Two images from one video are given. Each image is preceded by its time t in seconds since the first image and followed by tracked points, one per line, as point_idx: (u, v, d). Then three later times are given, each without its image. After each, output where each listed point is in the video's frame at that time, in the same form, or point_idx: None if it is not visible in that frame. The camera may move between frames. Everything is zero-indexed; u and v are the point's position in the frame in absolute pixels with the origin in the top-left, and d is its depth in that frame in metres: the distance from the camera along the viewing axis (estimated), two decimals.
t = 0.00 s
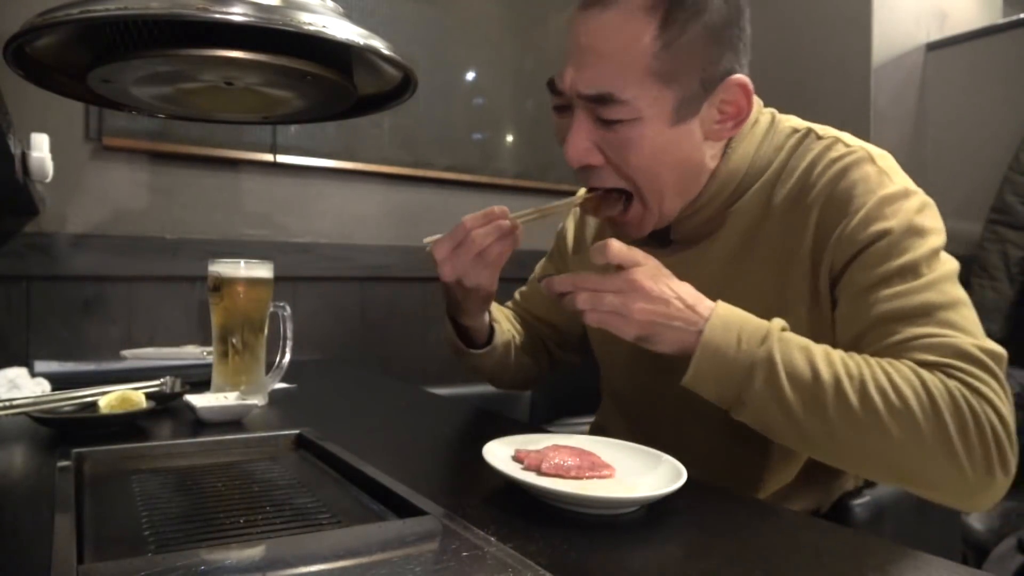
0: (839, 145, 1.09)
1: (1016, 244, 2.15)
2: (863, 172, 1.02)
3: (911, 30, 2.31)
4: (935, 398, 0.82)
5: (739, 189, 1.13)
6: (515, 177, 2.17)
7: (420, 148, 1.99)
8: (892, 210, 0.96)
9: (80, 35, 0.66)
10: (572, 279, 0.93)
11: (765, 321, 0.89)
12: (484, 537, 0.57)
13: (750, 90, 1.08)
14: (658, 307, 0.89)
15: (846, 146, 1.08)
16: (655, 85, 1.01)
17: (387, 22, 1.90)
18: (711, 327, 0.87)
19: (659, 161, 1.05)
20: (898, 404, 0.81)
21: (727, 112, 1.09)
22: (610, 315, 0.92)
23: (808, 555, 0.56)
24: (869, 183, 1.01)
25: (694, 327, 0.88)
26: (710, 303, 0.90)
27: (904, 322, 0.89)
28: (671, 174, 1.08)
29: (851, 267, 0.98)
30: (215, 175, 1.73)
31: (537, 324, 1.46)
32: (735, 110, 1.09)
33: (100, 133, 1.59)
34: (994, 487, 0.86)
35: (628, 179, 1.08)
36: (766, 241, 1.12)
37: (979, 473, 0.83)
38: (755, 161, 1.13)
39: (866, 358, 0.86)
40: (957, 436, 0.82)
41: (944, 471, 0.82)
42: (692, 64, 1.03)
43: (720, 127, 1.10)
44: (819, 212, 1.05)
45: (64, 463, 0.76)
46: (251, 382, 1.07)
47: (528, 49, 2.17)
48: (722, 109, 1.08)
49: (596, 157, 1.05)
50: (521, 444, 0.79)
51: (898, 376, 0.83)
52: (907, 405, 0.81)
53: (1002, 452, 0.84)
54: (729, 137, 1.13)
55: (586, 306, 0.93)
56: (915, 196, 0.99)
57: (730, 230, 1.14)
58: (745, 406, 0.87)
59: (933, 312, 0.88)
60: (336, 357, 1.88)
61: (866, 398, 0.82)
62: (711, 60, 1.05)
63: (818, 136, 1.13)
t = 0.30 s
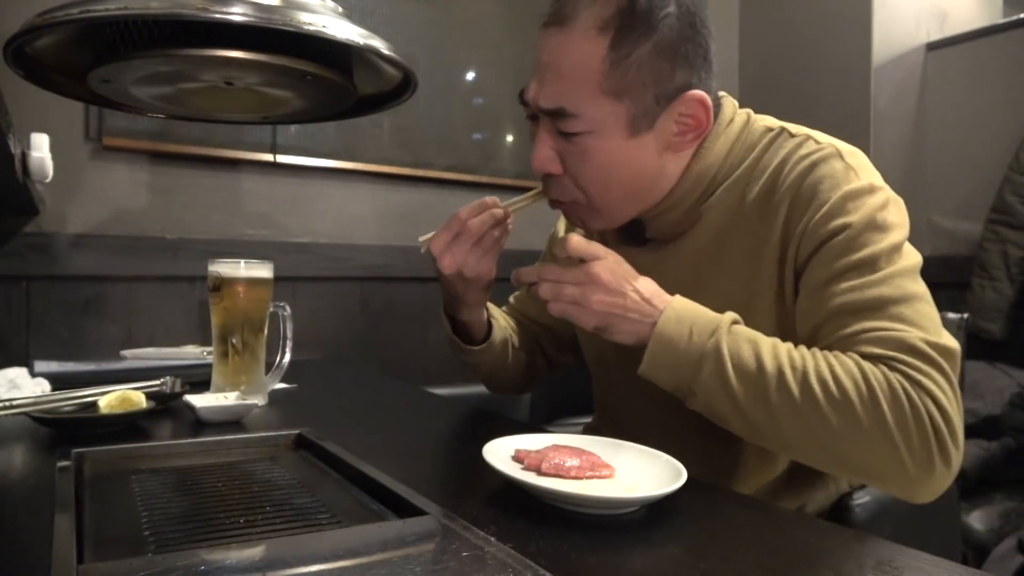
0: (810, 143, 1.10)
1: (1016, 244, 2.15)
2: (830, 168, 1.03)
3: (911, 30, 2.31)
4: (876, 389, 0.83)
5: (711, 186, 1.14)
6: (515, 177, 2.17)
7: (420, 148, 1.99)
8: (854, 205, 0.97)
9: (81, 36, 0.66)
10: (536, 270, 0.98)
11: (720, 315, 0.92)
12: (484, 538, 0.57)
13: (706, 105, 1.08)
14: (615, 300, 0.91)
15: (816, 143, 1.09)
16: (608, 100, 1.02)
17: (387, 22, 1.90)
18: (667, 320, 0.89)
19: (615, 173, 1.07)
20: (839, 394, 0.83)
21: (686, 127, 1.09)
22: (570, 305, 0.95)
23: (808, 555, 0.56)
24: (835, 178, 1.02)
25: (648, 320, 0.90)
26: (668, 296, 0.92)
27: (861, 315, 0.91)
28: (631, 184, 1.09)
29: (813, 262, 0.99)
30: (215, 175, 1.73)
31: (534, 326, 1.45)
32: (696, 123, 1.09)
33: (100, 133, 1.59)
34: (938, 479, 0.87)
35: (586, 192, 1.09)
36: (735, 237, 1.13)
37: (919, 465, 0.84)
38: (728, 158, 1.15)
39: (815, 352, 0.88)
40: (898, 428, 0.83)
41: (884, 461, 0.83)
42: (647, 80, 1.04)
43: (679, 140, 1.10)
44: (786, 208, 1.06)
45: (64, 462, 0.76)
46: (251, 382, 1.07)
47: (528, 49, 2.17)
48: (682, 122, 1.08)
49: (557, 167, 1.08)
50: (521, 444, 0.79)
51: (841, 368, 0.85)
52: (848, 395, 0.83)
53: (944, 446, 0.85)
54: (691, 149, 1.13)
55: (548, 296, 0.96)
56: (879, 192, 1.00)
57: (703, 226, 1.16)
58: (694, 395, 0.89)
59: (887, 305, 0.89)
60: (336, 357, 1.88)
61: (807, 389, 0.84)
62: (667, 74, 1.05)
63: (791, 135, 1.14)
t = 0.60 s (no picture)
0: (798, 142, 1.10)
1: (1016, 244, 2.15)
2: (818, 167, 1.03)
3: (911, 30, 2.31)
4: (850, 393, 0.83)
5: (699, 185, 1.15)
6: (516, 177, 2.17)
7: (420, 148, 1.99)
8: (839, 204, 0.97)
9: (81, 36, 0.66)
10: (510, 284, 0.96)
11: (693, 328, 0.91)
12: (484, 537, 0.57)
13: (699, 92, 1.09)
14: (589, 315, 0.90)
15: (805, 142, 1.10)
16: (602, 94, 1.03)
17: (387, 22, 1.90)
18: (638, 333, 0.89)
19: (613, 165, 1.07)
20: (813, 401, 0.83)
21: (680, 115, 1.11)
22: (542, 320, 0.93)
23: (808, 555, 0.56)
24: (821, 177, 1.02)
25: (622, 335, 0.89)
26: (639, 311, 0.92)
27: (842, 316, 0.91)
28: (628, 176, 1.10)
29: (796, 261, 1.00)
30: (215, 175, 1.72)
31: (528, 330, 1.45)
32: (689, 111, 1.11)
33: (100, 133, 1.59)
34: (910, 479, 0.87)
35: (584, 188, 1.09)
36: (720, 236, 1.13)
37: (894, 466, 0.85)
38: (717, 156, 1.15)
39: (791, 360, 0.88)
40: (871, 432, 0.83)
41: (857, 463, 0.84)
42: (640, 71, 1.04)
43: (673, 128, 1.11)
44: (771, 208, 1.06)
45: (64, 463, 0.76)
46: (251, 382, 1.07)
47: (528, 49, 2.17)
48: (675, 111, 1.10)
49: (556, 163, 1.08)
50: (521, 444, 0.79)
51: (814, 375, 0.84)
52: (821, 402, 0.83)
53: (917, 446, 0.85)
54: (686, 137, 1.14)
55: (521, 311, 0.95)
56: (864, 191, 1.00)
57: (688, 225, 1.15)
58: (671, 407, 0.88)
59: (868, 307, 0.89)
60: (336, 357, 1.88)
61: (781, 397, 0.84)
62: (658, 66, 1.06)
63: (781, 133, 1.14)
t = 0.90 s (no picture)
0: (797, 146, 1.11)
1: (1016, 244, 2.15)
2: (814, 171, 1.04)
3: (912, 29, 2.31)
4: (839, 402, 0.83)
5: (699, 188, 1.15)
6: (516, 177, 2.17)
7: (420, 148, 1.99)
8: (833, 207, 0.98)
9: (81, 36, 0.66)
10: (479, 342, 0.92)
11: (668, 366, 0.89)
12: (484, 538, 0.57)
13: (699, 91, 1.09)
14: (564, 369, 0.87)
15: (804, 147, 1.10)
16: (605, 98, 1.02)
17: (387, 22, 1.90)
18: (615, 376, 0.87)
19: (622, 167, 1.08)
20: (801, 419, 0.82)
21: (681, 114, 1.11)
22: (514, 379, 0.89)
23: (809, 554, 0.56)
24: (818, 181, 1.02)
25: (599, 386, 0.88)
26: (612, 359, 0.90)
27: (833, 318, 0.91)
28: (637, 176, 1.10)
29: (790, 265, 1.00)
30: (215, 175, 1.72)
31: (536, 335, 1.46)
32: (690, 108, 1.10)
33: (100, 133, 1.59)
34: (899, 482, 0.88)
35: (593, 191, 1.10)
36: (717, 238, 1.14)
37: (884, 469, 0.84)
38: (718, 160, 1.15)
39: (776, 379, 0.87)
40: (859, 441, 0.83)
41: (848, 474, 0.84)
42: (642, 72, 1.04)
43: (674, 127, 1.11)
44: (767, 213, 1.07)
45: (64, 463, 0.76)
46: (250, 382, 1.07)
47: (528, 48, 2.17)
48: (676, 109, 1.09)
49: (566, 169, 1.09)
50: (521, 444, 0.79)
51: (796, 393, 0.84)
52: (809, 420, 0.82)
53: (907, 449, 0.86)
54: (688, 134, 1.14)
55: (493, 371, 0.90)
56: (857, 195, 1.00)
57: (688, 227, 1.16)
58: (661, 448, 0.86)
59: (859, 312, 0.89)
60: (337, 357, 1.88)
61: (771, 422, 0.82)
62: (656, 66, 1.06)
63: (781, 138, 1.14)
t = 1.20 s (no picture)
0: (798, 146, 1.11)
1: (1016, 244, 2.15)
2: (813, 170, 1.04)
3: (912, 30, 2.31)
4: (835, 401, 0.83)
5: (701, 189, 1.15)
6: (516, 177, 2.17)
7: (420, 148, 1.99)
8: (832, 205, 0.98)
9: (80, 35, 0.66)
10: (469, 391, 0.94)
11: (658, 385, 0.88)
12: (484, 538, 0.57)
13: (702, 91, 1.10)
14: (552, 403, 0.87)
15: (804, 147, 1.10)
16: (611, 96, 1.02)
17: (387, 22, 1.90)
18: (608, 395, 0.86)
19: (627, 165, 1.08)
20: (797, 421, 0.82)
21: (683, 114, 1.11)
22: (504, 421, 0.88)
23: (809, 553, 0.57)
24: (818, 180, 1.02)
25: (592, 414, 0.87)
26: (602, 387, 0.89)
27: (831, 314, 0.91)
28: (641, 175, 1.10)
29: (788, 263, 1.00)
30: (214, 175, 1.72)
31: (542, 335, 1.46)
32: (693, 108, 1.10)
33: (100, 133, 1.59)
34: (898, 476, 0.88)
35: (599, 189, 1.10)
36: (718, 238, 1.13)
37: (883, 464, 0.84)
38: (720, 161, 1.15)
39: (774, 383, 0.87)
40: (858, 438, 0.83)
41: (846, 471, 0.84)
42: (647, 71, 1.04)
43: (677, 127, 1.11)
44: (767, 212, 1.07)
45: (64, 463, 0.76)
46: (250, 382, 1.07)
47: (528, 48, 2.17)
48: (679, 109, 1.09)
49: (571, 168, 1.08)
50: (521, 444, 0.79)
51: (794, 394, 0.84)
52: (806, 422, 0.82)
53: (905, 444, 0.85)
54: (692, 135, 1.14)
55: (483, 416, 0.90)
56: (855, 193, 1.00)
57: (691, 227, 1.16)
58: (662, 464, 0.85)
59: (858, 310, 0.89)
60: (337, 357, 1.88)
61: (769, 428, 0.82)
62: (661, 66, 1.06)
63: (782, 140, 1.14)
